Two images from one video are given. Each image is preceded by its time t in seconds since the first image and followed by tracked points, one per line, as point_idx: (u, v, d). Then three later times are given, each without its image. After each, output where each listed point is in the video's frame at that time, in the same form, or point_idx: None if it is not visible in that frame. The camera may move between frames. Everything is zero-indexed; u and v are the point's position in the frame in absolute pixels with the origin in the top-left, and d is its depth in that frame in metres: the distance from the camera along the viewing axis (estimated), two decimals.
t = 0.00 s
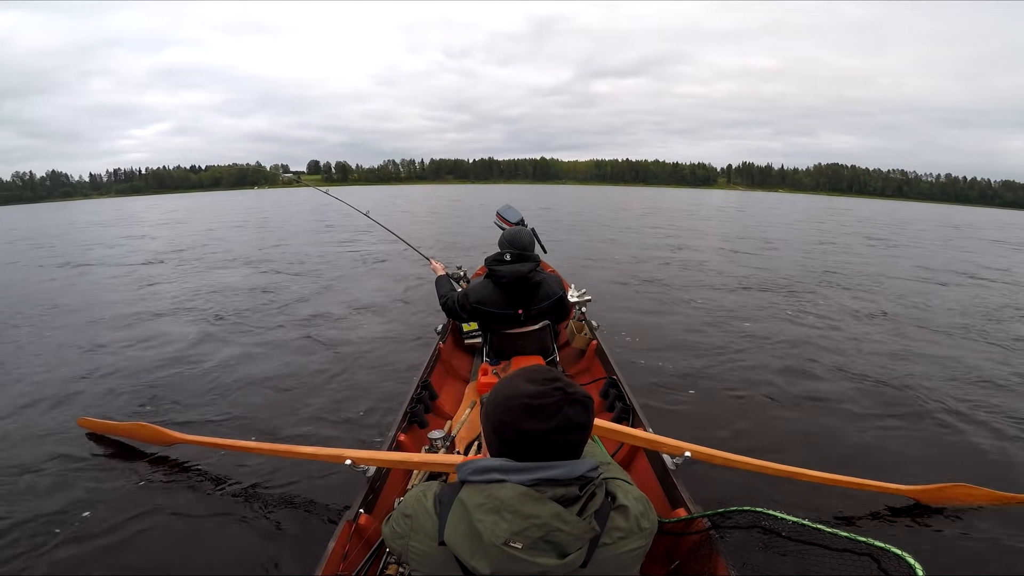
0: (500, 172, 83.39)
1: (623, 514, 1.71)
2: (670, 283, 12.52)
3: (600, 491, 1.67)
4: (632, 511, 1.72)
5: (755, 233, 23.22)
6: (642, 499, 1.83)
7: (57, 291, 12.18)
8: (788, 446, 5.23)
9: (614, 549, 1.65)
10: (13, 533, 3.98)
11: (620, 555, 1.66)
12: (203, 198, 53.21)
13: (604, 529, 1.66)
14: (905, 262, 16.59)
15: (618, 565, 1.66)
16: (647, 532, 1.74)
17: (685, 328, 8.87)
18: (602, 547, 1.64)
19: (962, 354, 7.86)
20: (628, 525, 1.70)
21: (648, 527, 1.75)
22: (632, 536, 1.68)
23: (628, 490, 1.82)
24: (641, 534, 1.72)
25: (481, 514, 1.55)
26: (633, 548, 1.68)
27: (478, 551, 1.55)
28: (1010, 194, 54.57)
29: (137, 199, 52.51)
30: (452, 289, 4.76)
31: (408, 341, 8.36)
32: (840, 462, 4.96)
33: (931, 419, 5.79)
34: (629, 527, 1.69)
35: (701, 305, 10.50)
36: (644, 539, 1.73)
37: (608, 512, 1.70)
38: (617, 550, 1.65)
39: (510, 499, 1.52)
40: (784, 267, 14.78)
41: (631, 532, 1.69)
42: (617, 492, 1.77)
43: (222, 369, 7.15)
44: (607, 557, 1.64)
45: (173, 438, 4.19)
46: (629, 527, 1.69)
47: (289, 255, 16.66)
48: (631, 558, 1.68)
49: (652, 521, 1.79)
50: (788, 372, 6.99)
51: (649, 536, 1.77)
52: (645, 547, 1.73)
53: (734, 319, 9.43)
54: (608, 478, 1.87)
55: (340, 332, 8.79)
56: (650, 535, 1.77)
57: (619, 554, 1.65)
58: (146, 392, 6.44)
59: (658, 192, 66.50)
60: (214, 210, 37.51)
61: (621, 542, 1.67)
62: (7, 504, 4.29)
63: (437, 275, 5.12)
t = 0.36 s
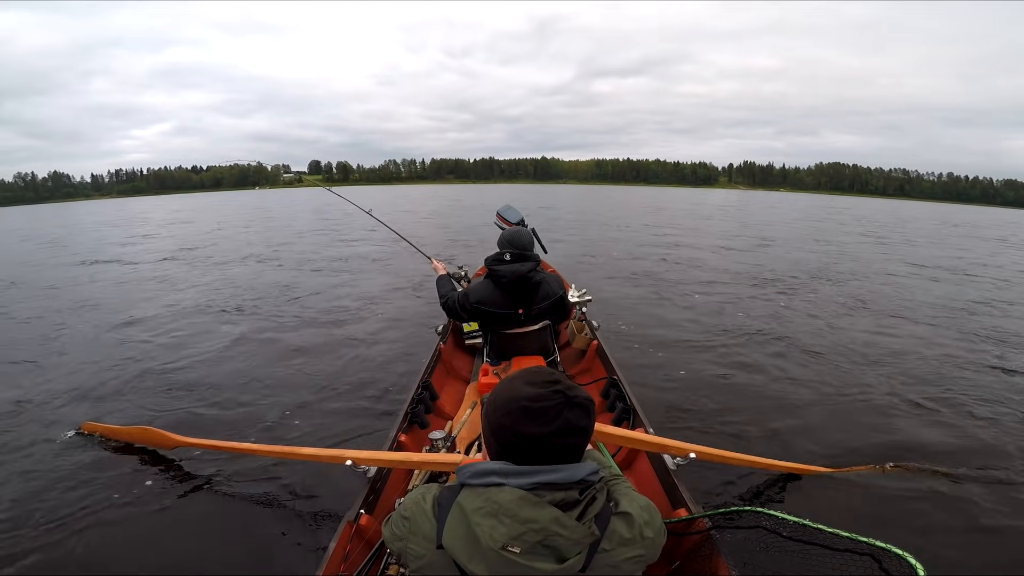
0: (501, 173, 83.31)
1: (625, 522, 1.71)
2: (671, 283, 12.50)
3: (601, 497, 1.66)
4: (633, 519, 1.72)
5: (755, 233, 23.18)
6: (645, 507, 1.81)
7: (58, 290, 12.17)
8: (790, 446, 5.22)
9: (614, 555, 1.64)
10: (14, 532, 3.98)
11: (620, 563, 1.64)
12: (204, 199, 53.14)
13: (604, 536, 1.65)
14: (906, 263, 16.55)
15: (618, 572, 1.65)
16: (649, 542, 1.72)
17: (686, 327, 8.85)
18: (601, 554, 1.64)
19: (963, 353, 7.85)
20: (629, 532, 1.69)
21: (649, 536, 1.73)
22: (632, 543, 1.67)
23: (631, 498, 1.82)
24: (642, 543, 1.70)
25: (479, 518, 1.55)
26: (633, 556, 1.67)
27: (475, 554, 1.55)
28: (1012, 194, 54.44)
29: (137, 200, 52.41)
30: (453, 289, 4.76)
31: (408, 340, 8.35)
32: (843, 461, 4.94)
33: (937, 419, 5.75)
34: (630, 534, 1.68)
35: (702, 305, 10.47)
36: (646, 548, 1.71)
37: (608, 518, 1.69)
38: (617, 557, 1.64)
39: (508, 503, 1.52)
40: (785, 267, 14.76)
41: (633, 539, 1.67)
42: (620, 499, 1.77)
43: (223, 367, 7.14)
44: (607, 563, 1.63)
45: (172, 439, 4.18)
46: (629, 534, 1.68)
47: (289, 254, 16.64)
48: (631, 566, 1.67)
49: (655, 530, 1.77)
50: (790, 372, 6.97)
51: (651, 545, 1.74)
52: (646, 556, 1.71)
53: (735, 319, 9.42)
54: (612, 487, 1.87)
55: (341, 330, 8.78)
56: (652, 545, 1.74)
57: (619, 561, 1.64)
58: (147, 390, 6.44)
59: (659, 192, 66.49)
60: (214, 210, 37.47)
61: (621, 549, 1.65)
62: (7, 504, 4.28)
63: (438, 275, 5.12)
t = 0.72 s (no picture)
0: (501, 172, 83.26)
1: (631, 528, 1.71)
2: (672, 282, 12.50)
3: (608, 500, 1.67)
4: (639, 525, 1.71)
5: (755, 231, 23.20)
6: (655, 517, 1.79)
7: (59, 290, 12.17)
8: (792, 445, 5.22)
9: (617, 560, 1.63)
10: (18, 534, 3.99)
11: (624, 568, 1.62)
12: (204, 199, 53.15)
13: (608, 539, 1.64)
14: (906, 260, 16.55)
15: None
16: (658, 553, 1.65)
17: (687, 326, 8.85)
18: (605, 557, 1.63)
19: (963, 351, 7.86)
20: (635, 538, 1.68)
21: (658, 547, 1.67)
22: (639, 550, 1.66)
23: (641, 508, 1.80)
24: (649, 552, 1.67)
25: (484, 513, 1.55)
26: (638, 565, 1.64)
27: (478, 549, 1.54)
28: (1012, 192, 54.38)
29: (137, 201, 52.44)
30: (456, 288, 4.75)
31: (410, 338, 8.35)
32: (845, 459, 4.93)
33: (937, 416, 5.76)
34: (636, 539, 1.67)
35: (703, 303, 10.48)
36: (654, 560, 1.65)
37: (614, 522, 1.70)
38: (621, 561, 1.63)
39: (514, 500, 1.52)
40: (785, 265, 14.77)
41: (639, 547, 1.66)
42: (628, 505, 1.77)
43: (225, 366, 7.14)
44: (611, 566, 1.62)
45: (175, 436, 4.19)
46: (634, 540, 1.67)
47: (290, 253, 16.64)
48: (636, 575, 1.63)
49: (666, 542, 1.71)
50: (791, 370, 6.98)
51: (661, 560, 1.66)
52: (653, 569, 1.64)
53: (736, 318, 9.41)
54: (622, 496, 1.86)
55: (342, 328, 8.79)
56: (659, 560, 1.65)
57: (623, 566, 1.62)
58: (149, 390, 6.45)
59: (659, 191, 66.43)
60: (215, 211, 37.48)
61: (625, 555, 1.64)
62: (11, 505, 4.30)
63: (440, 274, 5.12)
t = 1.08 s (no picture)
0: (500, 172, 83.21)
1: (625, 530, 1.69)
2: (673, 279, 12.52)
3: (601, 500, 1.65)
4: (633, 527, 1.70)
5: (756, 227, 23.21)
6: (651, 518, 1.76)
7: (59, 291, 12.15)
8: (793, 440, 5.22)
9: (608, 561, 1.62)
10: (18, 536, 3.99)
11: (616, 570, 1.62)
12: (203, 202, 53.06)
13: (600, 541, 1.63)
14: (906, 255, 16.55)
15: None
16: (652, 554, 1.66)
17: (688, 322, 8.86)
18: (596, 558, 1.62)
19: (964, 344, 7.87)
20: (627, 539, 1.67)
21: (651, 549, 1.66)
22: (631, 552, 1.65)
23: (636, 509, 1.79)
24: (642, 553, 1.66)
25: (473, 513, 1.55)
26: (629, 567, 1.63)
27: (468, 549, 1.55)
28: (1011, 186, 54.38)
29: (136, 205, 52.32)
30: (456, 287, 4.74)
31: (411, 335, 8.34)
32: (846, 455, 4.94)
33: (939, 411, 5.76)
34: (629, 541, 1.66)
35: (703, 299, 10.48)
36: (645, 561, 1.65)
37: (607, 523, 1.69)
38: (613, 562, 1.62)
39: (502, 501, 1.52)
40: (785, 261, 14.79)
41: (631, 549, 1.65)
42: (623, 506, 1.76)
43: (226, 366, 7.14)
44: (603, 567, 1.62)
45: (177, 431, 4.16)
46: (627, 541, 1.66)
47: (290, 254, 16.62)
48: None
49: (659, 544, 1.69)
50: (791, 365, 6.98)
51: (653, 560, 1.66)
52: (645, 570, 1.64)
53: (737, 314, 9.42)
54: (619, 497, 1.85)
55: (343, 327, 8.77)
56: (653, 561, 1.66)
57: (615, 568, 1.61)
58: (150, 390, 6.44)
59: (657, 189, 66.44)
60: (214, 214, 37.41)
61: (616, 556, 1.63)
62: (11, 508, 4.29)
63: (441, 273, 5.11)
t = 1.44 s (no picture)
0: (499, 172, 83.24)
1: (626, 527, 1.70)
2: (672, 275, 12.54)
3: (602, 500, 1.65)
4: (634, 525, 1.70)
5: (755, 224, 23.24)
6: (650, 514, 1.77)
7: (60, 291, 12.17)
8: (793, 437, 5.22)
9: (610, 560, 1.63)
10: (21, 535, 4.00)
11: (618, 568, 1.63)
12: (202, 205, 53.13)
13: (601, 539, 1.63)
14: (905, 249, 16.55)
15: None
16: (652, 550, 1.67)
17: (688, 319, 8.87)
18: (598, 557, 1.62)
19: (964, 338, 7.88)
20: (629, 537, 1.67)
21: (652, 544, 1.67)
22: (633, 550, 1.65)
23: (636, 506, 1.79)
24: (643, 549, 1.67)
25: (475, 516, 1.55)
26: (630, 564, 1.64)
27: (470, 551, 1.55)
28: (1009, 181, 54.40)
29: (136, 209, 52.36)
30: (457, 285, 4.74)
31: (411, 333, 8.35)
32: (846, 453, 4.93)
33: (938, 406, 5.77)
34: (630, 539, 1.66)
35: (703, 295, 10.50)
36: (647, 556, 1.66)
37: (609, 521, 1.69)
38: (615, 561, 1.63)
39: (505, 503, 1.51)
40: (785, 256, 14.79)
41: (632, 546, 1.65)
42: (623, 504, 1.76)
43: (228, 364, 7.15)
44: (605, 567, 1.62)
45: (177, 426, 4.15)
46: (628, 539, 1.66)
47: (291, 254, 16.65)
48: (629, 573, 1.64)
49: (659, 540, 1.70)
50: (791, 361, 6.99)
51: (655, 556, 1.68)
52: (646, 566, 1.66)
53: (736, 310, 9.44)
54: (618, 494, 1.85)
55: (344, 326, 8.78)
56: (654, 556, 1.68)
57: (618, 566, 1.62)
58: (151, 389, 6.45)
59: (656, 188, 66.52)
60: (213, 216, 37.41)
61: (618, 554, 1.64)
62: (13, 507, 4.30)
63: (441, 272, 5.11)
